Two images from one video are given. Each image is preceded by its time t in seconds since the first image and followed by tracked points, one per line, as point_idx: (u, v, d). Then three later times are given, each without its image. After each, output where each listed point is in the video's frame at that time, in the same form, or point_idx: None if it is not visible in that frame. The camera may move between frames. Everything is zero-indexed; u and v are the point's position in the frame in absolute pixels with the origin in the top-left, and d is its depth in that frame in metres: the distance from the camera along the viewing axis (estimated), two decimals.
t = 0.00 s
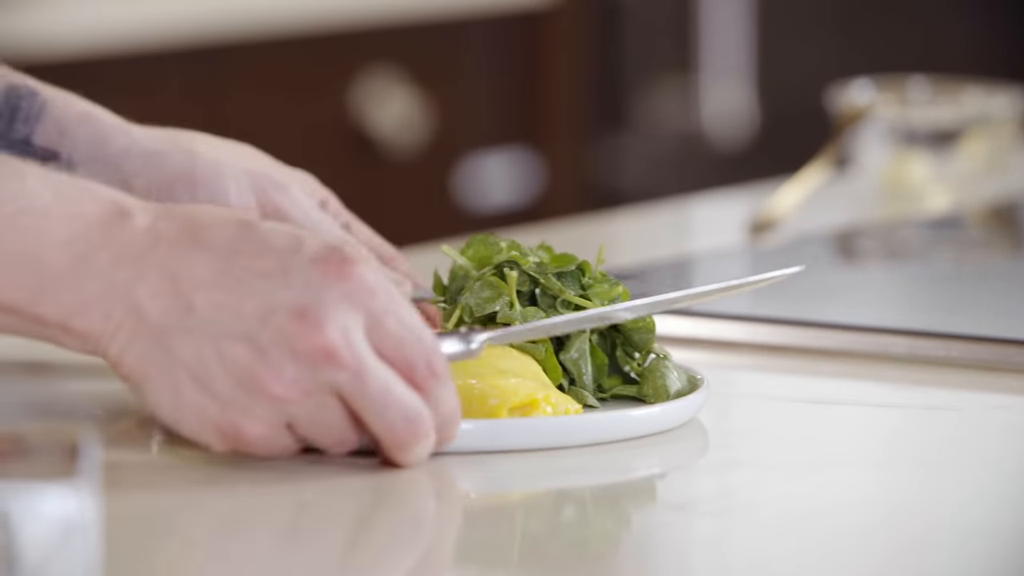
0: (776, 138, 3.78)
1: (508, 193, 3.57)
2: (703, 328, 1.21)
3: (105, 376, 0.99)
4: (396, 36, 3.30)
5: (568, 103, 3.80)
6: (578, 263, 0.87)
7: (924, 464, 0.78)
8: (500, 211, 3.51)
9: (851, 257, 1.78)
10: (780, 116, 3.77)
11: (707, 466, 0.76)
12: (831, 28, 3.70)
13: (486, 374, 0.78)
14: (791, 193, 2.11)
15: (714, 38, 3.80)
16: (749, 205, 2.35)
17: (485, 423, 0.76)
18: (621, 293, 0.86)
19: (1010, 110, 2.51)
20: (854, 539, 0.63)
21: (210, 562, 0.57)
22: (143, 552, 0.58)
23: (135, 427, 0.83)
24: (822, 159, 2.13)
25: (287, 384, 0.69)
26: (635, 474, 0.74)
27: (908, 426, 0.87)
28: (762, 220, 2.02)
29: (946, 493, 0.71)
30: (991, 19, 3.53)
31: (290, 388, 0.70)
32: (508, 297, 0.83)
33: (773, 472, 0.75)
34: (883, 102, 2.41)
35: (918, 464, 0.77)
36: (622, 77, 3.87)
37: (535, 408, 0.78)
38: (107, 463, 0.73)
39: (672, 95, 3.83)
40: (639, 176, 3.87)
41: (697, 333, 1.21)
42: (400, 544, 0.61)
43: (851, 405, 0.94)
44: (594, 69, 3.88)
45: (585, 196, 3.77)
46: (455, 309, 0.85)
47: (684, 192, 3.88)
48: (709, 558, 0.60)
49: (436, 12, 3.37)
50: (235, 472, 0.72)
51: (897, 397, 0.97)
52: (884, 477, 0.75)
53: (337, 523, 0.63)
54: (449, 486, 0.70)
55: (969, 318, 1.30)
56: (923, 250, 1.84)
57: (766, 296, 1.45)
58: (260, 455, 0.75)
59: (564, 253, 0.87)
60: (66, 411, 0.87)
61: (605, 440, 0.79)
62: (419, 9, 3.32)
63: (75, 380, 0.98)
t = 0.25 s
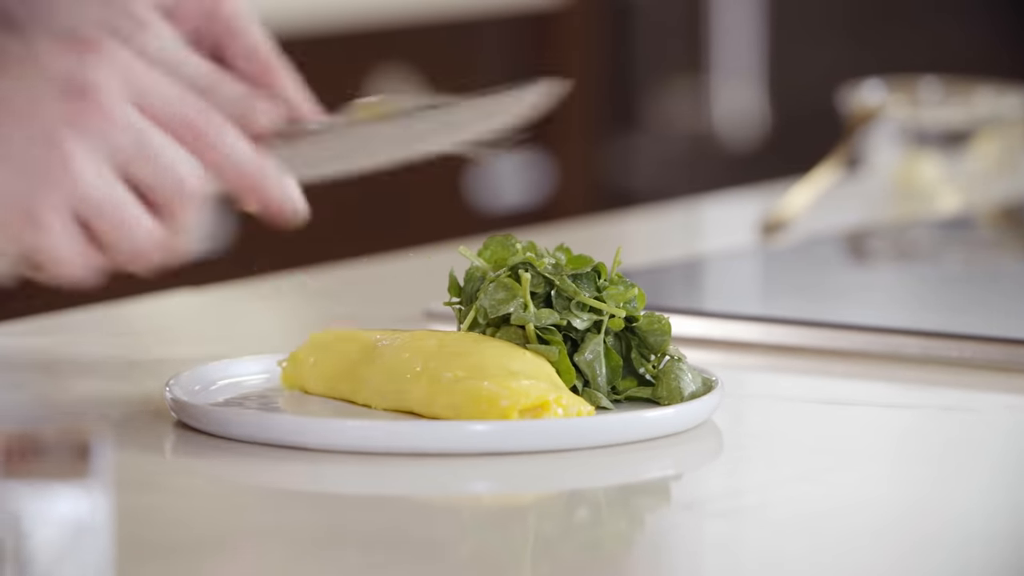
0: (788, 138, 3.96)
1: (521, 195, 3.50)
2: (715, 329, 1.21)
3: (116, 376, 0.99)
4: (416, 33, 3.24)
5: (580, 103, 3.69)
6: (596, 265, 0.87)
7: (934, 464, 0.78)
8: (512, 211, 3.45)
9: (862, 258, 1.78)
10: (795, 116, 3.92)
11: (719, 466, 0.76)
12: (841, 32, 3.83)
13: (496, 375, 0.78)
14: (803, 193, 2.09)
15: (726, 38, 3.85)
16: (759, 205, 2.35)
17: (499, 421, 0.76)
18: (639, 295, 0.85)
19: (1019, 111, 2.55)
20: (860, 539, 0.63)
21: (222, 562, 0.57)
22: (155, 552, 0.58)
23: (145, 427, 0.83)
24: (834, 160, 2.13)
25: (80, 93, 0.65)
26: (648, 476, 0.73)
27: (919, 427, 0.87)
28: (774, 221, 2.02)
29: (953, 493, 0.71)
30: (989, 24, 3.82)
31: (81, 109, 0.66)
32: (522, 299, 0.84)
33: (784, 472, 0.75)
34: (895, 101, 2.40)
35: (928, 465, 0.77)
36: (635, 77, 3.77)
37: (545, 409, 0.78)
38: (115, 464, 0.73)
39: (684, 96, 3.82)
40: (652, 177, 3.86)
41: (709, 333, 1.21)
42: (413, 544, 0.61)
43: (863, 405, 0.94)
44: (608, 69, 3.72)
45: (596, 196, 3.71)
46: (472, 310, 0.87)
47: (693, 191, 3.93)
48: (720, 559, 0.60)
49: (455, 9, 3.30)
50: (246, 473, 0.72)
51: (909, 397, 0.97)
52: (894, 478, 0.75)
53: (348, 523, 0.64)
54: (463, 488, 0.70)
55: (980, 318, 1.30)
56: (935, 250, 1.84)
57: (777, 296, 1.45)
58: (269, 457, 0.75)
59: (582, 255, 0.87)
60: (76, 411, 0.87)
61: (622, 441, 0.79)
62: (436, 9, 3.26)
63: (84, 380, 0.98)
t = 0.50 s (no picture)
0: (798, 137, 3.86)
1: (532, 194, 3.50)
2: (725, 329, 1.21)
3: (126, 377, 1.00)
4: (417, 35, 3.21)
5: (589, 104, 3.70)
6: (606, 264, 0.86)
7: (941, 464, 0.77)
8: (521, 211, 3.45)
9: (872, 258, 1.77)
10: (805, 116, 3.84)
11: (728, 467, 0.76)
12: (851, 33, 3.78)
13: (506, 374, 0.78)
14: (813, 192, 2.09)
15: (735, 38, 3.82)
16: (769, 205, 2.35)
17: (509, 421, 0.76)
18: (649, 294, 0.85)
19: None
20: (868, 538, 0.63)
21: (233, 562, 0.57)
22: (163, 552, 0.58)
23: (155, 427, 0.83)
24: (844, 160, 2.12)
25: (27, 50, 0.81)
26: (657, 476, 0.73)
27: (929, 427, 0.87)
28: (784, 221, 2.01)
29: (960, 493, 0.71)
30: (991, 24, 3.79)
31: (24, 62, 0.80)
32: (532, 298, 0.84)
33: (794, 472, 0.75)
34: (905, 101, 2.39)
35: (937, 465, 0.77)
36: (643, 77, 3.80)
37: (555, 409, 0.78)
38: (126, 465, 0.73)
39: (693, 95, 3.80)
40: (660, 177, 3.77)
41: (719, 333, 1.21)
42: (420, 544, 0.61)
43: (873, 405, 0.94)
44: (616, 69, 3.79)
45: (606, 197, 3.68)
46: (482, 310, 0.86)
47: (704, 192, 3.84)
48: (729, 559, 0.60)
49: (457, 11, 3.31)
50: (254, 473, 0.72)
51: (919, 397, 0.97)
52: (901, 477, 0.74)
53: (356, 523, 0.64)
54: (472, 488, 0.70)
55: (990, 318, 1.30)
56: (945, 250, 1.84)
57: (787, 296, 1.45)
58: (277, 457, 0.75)
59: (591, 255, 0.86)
60: (87, 411, 0.88)
61: (633, 440, 0.79)
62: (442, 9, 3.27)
63: (94, 380, 0.98)
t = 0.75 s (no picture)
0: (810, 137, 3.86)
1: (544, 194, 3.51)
2: (737, 328, 1.21)
3: (139, 377, 1.00)
4: (436, 35, 3.22)
5: (601, 103, 3.70)
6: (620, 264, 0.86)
7: (952, 463, 0.77)
8: (533, 211, 3.46)
9: (884, 258, 1.77)
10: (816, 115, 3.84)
11: (740, 467, 0.76)
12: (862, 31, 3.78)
13: (518, 375, 0.78)
14: (826, 192, 2.09)
15: (748, 37, 3.79)
16: (781, 205, 2.35)
17: (521, 421, 0.76)
18: (661, 295, 0.84)
19: None
20: (880, 539, 0.63)
21: (246, 562, 0.57)
22: (177, 551, 0.58)
23: (166, 426, 0.83)
24: (856, 161, 2.11)
25: (124, 41, 0.72)
26: (670, 476, 0.73)
27: (939, 427, 0.87)
28: (796, 221, 2.01)
29: (970, 493, 0.71)
30: (992, 23, 3.79)
31: (122, 56, 0.72)
32: (544, 298, 0.84)
33: (808, 472, 0.75)
34: (917, 102, 2.39)
35: (948, 465, 0.77)
36: (656, 77, 3.81)
37: (568, 409, 0.78)
38: (140, 465, 0.73)
39: (706, 96, 3.79)
40: (673, 176, 3.80)
41: (731, 333, 1.21)
42: (434, 544, 0.61)
43: (887, 405, 0.94)
44: (629, 69, 3.80)
45: (617, 197, 3.71)
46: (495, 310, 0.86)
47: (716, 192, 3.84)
48: (742, 559, 0.60)
49: (477, 10, 3.30)
50: (265, 473, 0.72)
51: (932, 397, 0.97)
52: (909, 477, 0.74)
53: (369, 522, 0.64)
54: (485, 488, 0.70)
55: (1004, 318, 1.30)
56: (957, 250, 1.84)
57: (799, 296, 1.45)
58: (288, 457, 0.75)
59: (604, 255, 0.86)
60: (99, 411, 0.88)
61: (646, 440, 0.79)
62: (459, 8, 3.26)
63: (107, 380, 0.98)
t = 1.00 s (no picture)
0: (823, 137, 3.86)
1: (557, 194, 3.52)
2: (750, 328, 1.21)
3: (151, 377, 1.00)
4: (451, 35, 3.22)
5: (615, 104, 3.69)
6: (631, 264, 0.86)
7: (963, 463, 0.77)
8: (547, 211, 3.46)
9: (898, 258, 1.77)
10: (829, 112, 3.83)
11: (753, 467, 0.75)
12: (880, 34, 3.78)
13: (532, 375, 0.78)
14: (838, 192, 2.08)
15: (761, 38, 3.78)
16: (794, 205, 2.35)
17: (534, 421, 0.76)
18: (673, 294, 0.85)
19: None
20: (893, 538, 0.63)
21: (260, 562, 0.57)
22: (191, 551, 0.58)
23: (179, 426, 0.83)
24: (869, 160, 2.11)
25: (178, 41, 0.75)
26: (682, 476, 0.73)
27: (951, 427, 0.87)
28: (809, 221, 2.00)
29: (981, 493, 0.71)
30: (989, 23, 3.80)
31: (175, 57, 0.74)
32: (560, 300, 0.83)
33: (821, 472, 0.75)
34: (931, 102, 2.38)
35: (960, 465, 0.77)
36: (669, 77, 3.81)
37: (581, 409, 0.78)
38: (150, 464, 0.74)
39: (719, 96, 3.79)
40: (686, 176, 3.81)
41: (742, 333, 1.21)
42: (448, 544, 0.61)
43: (899, 405, 0.93)
44: (642, 68, 3.80)
45: (631, 197, 3.73)
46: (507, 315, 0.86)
47: (730, 192, 3.84)
48: (755, 558, 0.59)
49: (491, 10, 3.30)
50: (277, 473, 0.72)
51: (944, 397, 0.97)
52: (920, 476, 0.74)
53: (382, 522, 0.64)
54: (498, 488, 0.70)
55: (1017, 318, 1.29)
56: (971, 250, 1.83)
57: (812, 297, 1.44)
58: (298, 458, 0.75)
59: (617, 255, 0.86)
60: (112, 410, 0.88)
61: (659, 441, 0.79)
62: (473, 9, 3.26)
63: (119, 380, 0.99)
